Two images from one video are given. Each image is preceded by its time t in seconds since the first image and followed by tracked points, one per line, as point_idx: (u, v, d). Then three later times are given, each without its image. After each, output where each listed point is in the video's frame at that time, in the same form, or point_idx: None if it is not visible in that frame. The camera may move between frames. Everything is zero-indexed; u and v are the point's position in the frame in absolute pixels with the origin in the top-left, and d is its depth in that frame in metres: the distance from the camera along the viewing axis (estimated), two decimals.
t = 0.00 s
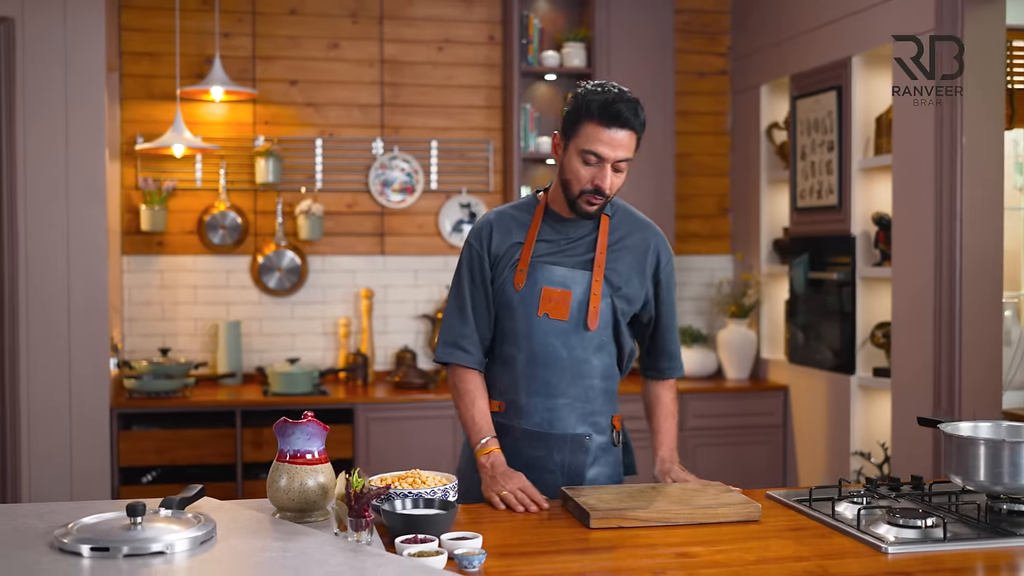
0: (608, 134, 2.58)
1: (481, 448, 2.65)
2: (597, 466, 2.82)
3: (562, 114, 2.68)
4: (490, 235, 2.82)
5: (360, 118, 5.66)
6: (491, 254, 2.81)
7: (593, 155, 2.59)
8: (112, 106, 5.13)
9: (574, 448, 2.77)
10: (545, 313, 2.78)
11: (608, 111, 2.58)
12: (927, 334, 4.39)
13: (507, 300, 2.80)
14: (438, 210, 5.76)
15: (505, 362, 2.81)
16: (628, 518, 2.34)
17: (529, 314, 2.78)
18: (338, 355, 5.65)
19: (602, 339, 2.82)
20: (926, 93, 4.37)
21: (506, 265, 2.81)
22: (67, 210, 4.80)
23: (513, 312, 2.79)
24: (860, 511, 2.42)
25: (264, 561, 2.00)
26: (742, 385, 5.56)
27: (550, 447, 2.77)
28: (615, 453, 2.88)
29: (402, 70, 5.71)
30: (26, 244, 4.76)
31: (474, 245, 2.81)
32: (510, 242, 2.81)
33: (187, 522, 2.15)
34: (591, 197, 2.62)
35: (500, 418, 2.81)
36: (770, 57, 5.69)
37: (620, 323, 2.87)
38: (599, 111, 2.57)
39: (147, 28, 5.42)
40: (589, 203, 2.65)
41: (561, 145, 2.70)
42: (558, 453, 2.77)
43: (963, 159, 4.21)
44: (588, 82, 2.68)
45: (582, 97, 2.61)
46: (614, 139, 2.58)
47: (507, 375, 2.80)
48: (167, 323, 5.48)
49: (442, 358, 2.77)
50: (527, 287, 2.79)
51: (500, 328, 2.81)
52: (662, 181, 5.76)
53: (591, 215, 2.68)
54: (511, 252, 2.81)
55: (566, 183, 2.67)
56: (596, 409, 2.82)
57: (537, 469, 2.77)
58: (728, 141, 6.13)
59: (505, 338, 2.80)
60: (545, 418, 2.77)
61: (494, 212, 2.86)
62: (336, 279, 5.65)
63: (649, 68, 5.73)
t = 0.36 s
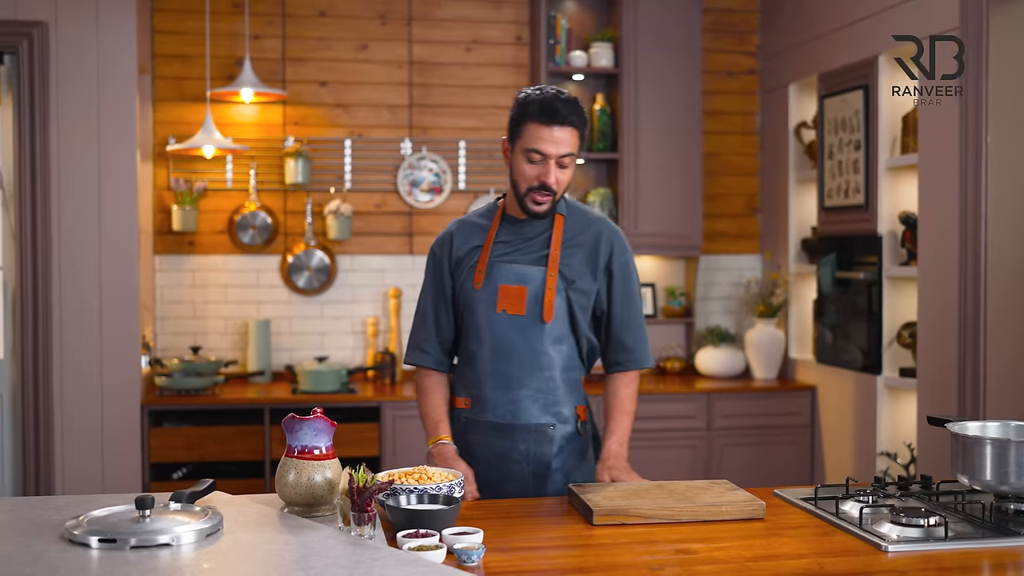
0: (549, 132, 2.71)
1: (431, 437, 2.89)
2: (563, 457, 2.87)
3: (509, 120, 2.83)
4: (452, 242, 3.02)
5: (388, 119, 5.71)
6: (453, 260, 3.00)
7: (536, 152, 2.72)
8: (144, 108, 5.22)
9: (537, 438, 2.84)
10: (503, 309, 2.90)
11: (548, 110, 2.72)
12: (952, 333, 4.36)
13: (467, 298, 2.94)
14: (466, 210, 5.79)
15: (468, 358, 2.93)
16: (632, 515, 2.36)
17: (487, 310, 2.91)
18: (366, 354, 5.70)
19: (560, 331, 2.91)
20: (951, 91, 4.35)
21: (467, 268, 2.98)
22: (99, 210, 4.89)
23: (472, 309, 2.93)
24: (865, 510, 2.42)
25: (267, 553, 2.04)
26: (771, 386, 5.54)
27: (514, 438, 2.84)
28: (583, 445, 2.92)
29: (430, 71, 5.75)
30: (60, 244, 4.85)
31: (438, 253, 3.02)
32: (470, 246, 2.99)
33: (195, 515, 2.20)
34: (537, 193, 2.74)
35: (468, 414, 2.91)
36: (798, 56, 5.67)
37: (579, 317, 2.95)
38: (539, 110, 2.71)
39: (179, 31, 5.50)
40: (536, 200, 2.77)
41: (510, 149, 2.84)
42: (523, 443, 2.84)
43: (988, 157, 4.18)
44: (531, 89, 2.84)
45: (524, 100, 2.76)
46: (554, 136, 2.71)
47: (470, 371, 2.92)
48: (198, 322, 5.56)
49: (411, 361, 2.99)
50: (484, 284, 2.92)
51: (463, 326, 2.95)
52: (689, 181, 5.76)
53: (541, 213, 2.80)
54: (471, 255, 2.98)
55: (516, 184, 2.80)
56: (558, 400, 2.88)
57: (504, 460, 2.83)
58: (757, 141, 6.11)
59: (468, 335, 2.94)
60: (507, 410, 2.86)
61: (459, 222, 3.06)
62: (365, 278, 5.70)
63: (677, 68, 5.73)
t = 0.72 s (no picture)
0: (485, 131, 2.72)
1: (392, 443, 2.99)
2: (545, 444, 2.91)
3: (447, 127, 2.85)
4: (422, 251, 3.08)
5: (415, 118, 5.74)
6: (425, 266, 3.06)
7: (476, 153, 2.73)
8: (173, 108, 5.28)
9: (517, 428, 2.90)
10: (472, 308, 2.92)
11: (481, 112, 2.73)
12: (977, 332, 4.32)
13: (440, 301, 2.98)
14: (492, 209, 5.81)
15: (445, 359, 2.98)
16: (635, 511, 2.36)
17: (457, 311, 2.94)
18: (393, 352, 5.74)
19: (530, 323, 2.92)
20: (977, 88, 4.30)
21: (437, 272, 3.03)
22: (127, 209, 4.96)
23: (443, 312, 2.97)
24: (871, 509, 2.41)
25: (266, 546, 2.07)
26: (798, 385, 5.51)
27: (497, 431, 2.90)
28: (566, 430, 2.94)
29: (457, 70, 5.77)
30: (89, 243, 4.93)
31: (411, 263, 3.10)
32: (440, 251, 3.03)
33: (199, 507, 2.23)
34: (485, 192, 2.75)
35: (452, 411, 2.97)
36: (826, 53, 5.63)
37: (545, 306, 2.93)
38: (472, 112, 2.73)
39: (208, 32, 5.56)
40: (487, 199, 2.78)
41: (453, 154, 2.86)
42: (505, 435, 2.90)
43: (1014, 155, 4.13)
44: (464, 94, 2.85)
45: (457, 106, 2.78)
46: (491, 134, 2.72)
47: (448, 371, 2.97)
48: (227, 319, 5.62)
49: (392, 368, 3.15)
50: (452, 286, 2.95)
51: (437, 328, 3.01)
52: (716, 179, 5.74)
53: (494, 212, 2.81)
54: (440, 260, 3.03)
55: (464, 187, 2.82)
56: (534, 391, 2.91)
57: (488, 453, 2.90)
58: (786, 139, 6.07)
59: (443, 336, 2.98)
60: (487, 405, 2.91)
61: (427, 228, 3.10)
62: (392, 277, 5.74)
63: (704, 66, 5.71)
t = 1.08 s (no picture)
0: (452, 132, 2.77)
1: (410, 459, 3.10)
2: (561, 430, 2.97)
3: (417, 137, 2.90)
4: (417, 260, 3.08)
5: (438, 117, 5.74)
6: (423, 273, 3.07)
7: (448, 154, 2.78)
8: (195, 108, 5.32)
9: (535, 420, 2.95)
10: (477, 308, 2.93)
11: (445, 114, 2.78)
12: (999, 332, 4.25)
13: (443, 304, 2.99)
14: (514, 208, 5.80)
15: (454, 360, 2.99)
16: (629, 512, 2.34)
17: (462, 313, 2.95)
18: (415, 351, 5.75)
19: (536, 316, 2.95)
20: (1000, 84, 4.23)
21: (436, 277, 3.03)
22: (149, 209, 5.00)
23: (448, 315, 2.97)
24: (870, 512, 2.37)
25: (253, 543, 2.07)
26: (823, 386, 5.45)
27: (514, 426, 2.95)
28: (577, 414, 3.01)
29: (479, 69, 5.77)
30: (111, 243, 4.98)
31: (408, 272, 3.11)
32: (436, 257, 3.04)
33: (191, 507, 2.24)
34: (463, 190, 2.80)
35: (467, 409, 2.98)
36: (852, 50, 5.57)
37: (548, 297, 2.97)
38: (437, 116, 2.78)
39: (231, 32, 5.60)
40: (467, 197, 2.83)
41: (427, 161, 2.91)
42: (523, 429, 2.95)
43: None
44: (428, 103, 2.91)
45: (421, 113, 2.83)
46: (459, 134, 2.77)
47: (458, 373, 2.98)
48: (249, 318, 5.66)
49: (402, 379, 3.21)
50: (456, 289, 2.96)
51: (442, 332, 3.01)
52: (739, 178, 5.69)
53: (476, 209, 2.85)
54: (437, 265, 3.03)
55: (443, 190, 2.87)
56: (544, 381, 2.96)
57: (508, 447, 2.95)
58: (811, 137, 6.01)
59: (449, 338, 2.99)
60: (503, 401, 2.94)
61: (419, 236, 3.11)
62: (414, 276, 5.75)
63: (728, 64, 5.66)
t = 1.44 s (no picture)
0: (494, 132, 2.81)
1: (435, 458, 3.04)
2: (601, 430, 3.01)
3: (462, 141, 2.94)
4: (453, 261, 3.09)
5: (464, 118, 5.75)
6: (459, 273, 3.07)
7: (490, 154, 2.81)
8: (223, 110, 5.36)
9: (578, 419, 2.97)
10: (524, 307, 2.99)
11: (487, 114, 2.82)
12: None
13: (486, 304, 3.02)
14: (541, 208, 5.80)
15: (495, 359, 3.00)
16: (631, 515, 2.33)
17: (508, 311, 2.99)
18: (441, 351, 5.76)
19: (580, 316, 3.02)
20: None
21: (476, 277, 3.05)
22: (177, 210, 5.05)
23: (493, 314, 3.00)
24: (876, 517, 2.35)
25: (252, 543, 2.08)
26: (851, 387, 5.40)
27: (558, 425, 2.96)
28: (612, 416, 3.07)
29: (506, 69, 5.77)
30: (141, 244, 5.03)
31: (442, 273, 3.10)
32: (475, 257, 3.06)
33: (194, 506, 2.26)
34: (505, 190, 2.81)
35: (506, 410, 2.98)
36: (881, 48, 5.51)
37: (591, 299, 3.06)
38: (478, 117, 2.82)
39: (259, 34, 5.64)
40: (510, 198, 2.84)
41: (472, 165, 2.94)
42: (567, 428, 2.97)
43: None
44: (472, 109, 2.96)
45: (464, 117, 2.88)
46: (500, 134, 2.80)
47: (499, 371, 2.99)
48: (277, 319, 5.70)
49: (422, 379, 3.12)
50: (501, 288, 3.01)
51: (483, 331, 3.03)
52: (767, 178, 5.65)
53: (519, 209, 2.86)
54: (477, 265, 3.06)
55: (487, 192, 2.88)
56: (586, 380, 3.00)
57: (552, 446, 2.96)
58: (841, 136, 5.96)
59: (492, 337, 3.01)
60: (547, 398, 2.96)
61: (452, 239, 3.13)
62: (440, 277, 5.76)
63: (757, 63, 5.63)
